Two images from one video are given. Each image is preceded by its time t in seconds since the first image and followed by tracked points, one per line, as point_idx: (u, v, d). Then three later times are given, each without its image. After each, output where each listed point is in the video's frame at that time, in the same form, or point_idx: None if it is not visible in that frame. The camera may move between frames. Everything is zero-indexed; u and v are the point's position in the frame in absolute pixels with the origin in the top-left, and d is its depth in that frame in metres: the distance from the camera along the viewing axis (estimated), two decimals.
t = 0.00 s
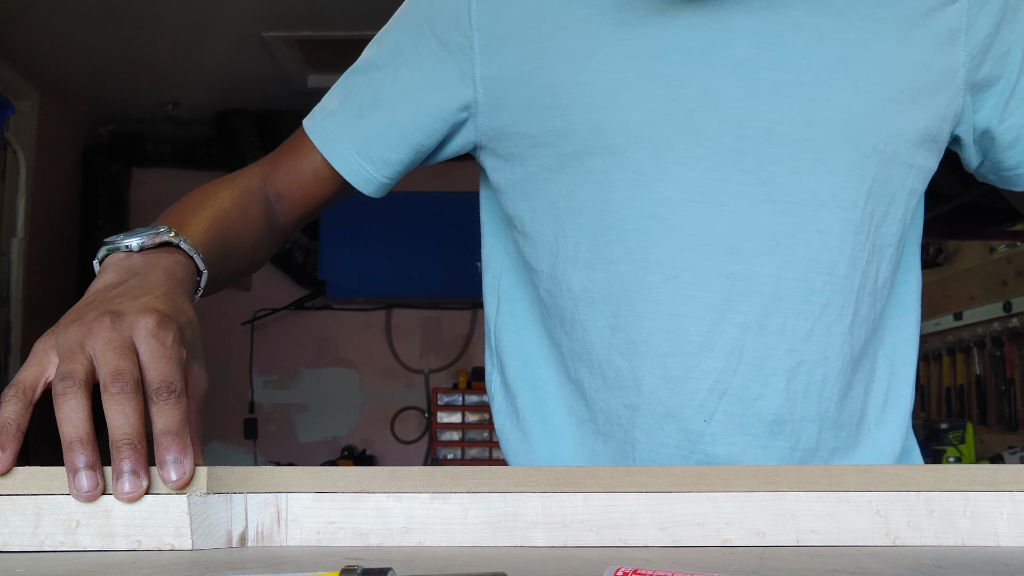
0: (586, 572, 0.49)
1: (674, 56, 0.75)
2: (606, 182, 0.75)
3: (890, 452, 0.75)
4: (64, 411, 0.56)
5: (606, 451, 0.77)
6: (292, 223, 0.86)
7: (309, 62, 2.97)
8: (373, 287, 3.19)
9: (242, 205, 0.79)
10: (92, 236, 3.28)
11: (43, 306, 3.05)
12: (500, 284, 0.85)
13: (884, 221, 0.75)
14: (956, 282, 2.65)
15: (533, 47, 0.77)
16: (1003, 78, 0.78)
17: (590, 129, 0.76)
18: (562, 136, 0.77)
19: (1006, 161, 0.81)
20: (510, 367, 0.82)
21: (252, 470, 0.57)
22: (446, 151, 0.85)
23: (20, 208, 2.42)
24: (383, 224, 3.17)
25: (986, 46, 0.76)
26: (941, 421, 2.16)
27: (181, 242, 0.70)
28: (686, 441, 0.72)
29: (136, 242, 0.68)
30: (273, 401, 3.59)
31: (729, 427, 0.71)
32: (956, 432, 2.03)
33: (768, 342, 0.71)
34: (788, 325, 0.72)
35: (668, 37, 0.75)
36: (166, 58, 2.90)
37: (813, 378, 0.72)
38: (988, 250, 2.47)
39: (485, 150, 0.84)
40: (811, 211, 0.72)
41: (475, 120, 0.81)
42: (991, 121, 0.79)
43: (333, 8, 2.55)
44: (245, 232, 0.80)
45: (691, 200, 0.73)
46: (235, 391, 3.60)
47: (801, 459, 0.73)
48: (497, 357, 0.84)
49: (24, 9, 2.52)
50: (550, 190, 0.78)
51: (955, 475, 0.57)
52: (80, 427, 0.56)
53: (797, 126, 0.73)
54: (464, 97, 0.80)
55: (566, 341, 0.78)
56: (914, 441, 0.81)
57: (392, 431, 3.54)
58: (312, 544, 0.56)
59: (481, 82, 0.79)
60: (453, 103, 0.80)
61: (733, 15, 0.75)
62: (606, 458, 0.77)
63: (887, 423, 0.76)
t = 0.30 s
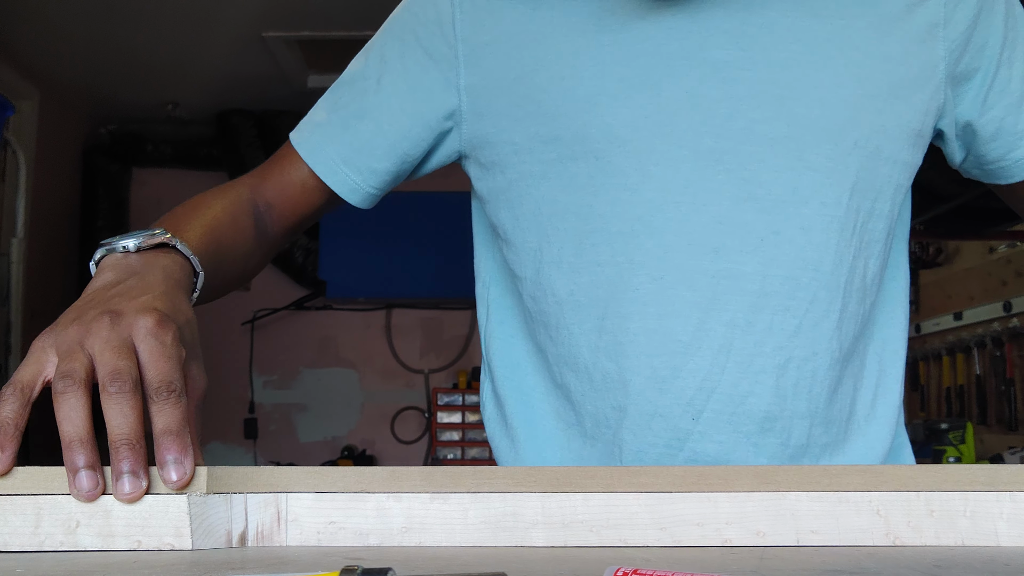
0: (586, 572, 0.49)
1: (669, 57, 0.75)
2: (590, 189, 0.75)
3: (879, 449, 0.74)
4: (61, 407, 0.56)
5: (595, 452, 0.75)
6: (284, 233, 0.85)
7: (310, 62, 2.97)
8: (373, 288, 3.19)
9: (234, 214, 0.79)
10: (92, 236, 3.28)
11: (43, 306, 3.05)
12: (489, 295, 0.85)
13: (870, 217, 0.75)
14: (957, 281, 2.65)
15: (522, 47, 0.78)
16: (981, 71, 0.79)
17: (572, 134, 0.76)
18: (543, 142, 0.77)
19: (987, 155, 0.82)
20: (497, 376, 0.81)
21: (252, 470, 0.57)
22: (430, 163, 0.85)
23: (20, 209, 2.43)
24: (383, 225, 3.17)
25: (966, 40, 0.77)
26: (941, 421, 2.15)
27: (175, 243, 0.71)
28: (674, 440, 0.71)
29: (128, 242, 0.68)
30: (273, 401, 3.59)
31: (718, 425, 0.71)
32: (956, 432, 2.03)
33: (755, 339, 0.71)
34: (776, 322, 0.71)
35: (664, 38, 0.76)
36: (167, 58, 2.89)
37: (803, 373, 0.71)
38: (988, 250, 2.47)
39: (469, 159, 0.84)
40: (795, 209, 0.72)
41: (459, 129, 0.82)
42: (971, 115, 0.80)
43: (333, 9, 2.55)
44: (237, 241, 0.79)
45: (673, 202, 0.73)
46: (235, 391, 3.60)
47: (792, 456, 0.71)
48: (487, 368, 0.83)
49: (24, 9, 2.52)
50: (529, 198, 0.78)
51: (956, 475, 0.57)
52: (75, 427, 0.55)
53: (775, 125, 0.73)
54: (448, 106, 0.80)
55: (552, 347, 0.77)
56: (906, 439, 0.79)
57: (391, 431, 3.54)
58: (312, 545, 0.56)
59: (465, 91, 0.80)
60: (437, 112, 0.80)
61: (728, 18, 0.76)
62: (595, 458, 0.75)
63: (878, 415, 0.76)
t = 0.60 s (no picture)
0: (585, 572, 0.48)
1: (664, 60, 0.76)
2: (579, 186, 0.75)
3: (871, 442, 0.73)
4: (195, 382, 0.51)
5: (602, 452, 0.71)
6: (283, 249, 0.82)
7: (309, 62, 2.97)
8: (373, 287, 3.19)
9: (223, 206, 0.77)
10: (92, 237, 3.27)
11: (44, 306, 3.05)
12: (483, 301, 0.83)
13: (861, 207, 0.74)
14: (957, 281, 2.65)
15: (515, 51, 0.79)
16: (959, 65, 0.78)
17: (561, 133, 0.76)
18: (530, 139, 0.77)
19: (970, 150, 0.80)
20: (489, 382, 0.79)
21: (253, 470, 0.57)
22: (423, 172, 0.84)
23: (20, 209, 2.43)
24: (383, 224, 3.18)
25: (944, 33, 0.77)
26: (941, 421, 2.15)
27: (239, 225, 0.69)
28: (664, 429, 0.70)
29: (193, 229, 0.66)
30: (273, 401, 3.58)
31: (710, 414, 0.70)
32: (957, 432, 2.03)
33: (745, 328, 0.70)
34: (765, 311, 0.71)
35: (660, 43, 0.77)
36: (166, 58, 2.89)
37: (797, 363, 0.70)
38: (988, 250, 2.47)
39: (459, 165, 0.83)
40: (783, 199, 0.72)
41: (451, 135, 0.81)
42: (952, 108, 0.79)
43: (334, 9, 2.56)
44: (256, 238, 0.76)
45: (660, 195, 0.73)
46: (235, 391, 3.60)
47: (790, 450, 0.70)
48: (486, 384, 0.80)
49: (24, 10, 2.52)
50: (519, 199, 0.77)
51: (956, 476, 0.57)
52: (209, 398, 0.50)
53: (760, 119, 0.74)
54: (439, 111, 0.80)
55: (542, 346, 0.75)
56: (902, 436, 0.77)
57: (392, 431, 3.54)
58: (312, 544, 0.56)
59: (455, 97, 0.80)
60: (428, 118, 0.80)
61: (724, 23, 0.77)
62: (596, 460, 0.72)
63: (873, 407, 0.75)
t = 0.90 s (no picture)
0: (585, 572, 0.48)
1: (662, 60, 0.76)
2: (574, 184, 0.75)
3: (864, 434, 0.73)
4: (285, 428, 0.56)
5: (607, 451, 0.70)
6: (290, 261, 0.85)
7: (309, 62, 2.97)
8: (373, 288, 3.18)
9: (225, 244, 0.78)
10: (92, 236, 3.27)
11: (44, 306, 3.04)
12: (487, 305, 0.83)
13: (852, 201, 0.74)
14: (957, 281, 2.65)
15: (511, 50, 0.79)
16: (943, 61, 0.79)
17: (554, 133, 0.76)
18: (522, 140, 0.77)
19: (956, 145, 0.81)
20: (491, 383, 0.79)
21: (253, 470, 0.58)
22: (422, 182, 0.85)
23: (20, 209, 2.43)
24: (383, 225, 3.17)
25: (928, 31, 0.78)
26: (941, 421, 2.15)
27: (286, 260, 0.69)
28: (658, 422, 0.70)
29: (242, 271, 0.66)
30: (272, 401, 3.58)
31: (704, 407, 0.70)
32: (957, 431, 2.02)
33: (737, 320, 0.70)
34: (759, 303, 0.71)
35: (659, 42, 0.76)
36: (166, 58, 2.89)
37: (791, 354, 0.70)
38: (989, 250, 2.47)
39: (458, 173, 0.83)
40: (778, 191, 0.72)
41: (448, 144, 0.82)
42: (937, 104, 0.80)
43: (334, 9, 2.56)
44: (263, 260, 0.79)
45: (654, 187, 0.72)
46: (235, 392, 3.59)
47: (782, 441, 0.70)
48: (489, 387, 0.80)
49: (22, 9, 2.52)
50: (519, 199, 0.77)
51: (956, 476, 0.57)
52: (301, 446, 0.55)
53: (750, 114, 0.74)
54: (436, 119, 0.80)
55: (547, 345, 0.75)
56: (895, 429, 0.78)
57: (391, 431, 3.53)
58: (312, 544, 0.57)
59: (452, 104, 0.80)
60: (427, 128, 0.80)
61: (724, 22, 0.76)
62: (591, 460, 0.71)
63: (867, 398, 0.75)
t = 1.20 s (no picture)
0: (586, 572, 0.48)
1: (660, 60, 0.75)
2: (568, 184, 0.75)
3: (858, 434, 0.73)
4: (292, 427, 0.55)
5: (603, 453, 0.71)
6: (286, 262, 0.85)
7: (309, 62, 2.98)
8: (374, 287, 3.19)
9: (226, 247, 0.77)
10: (92, 236, 3.27)
11: (44, 306, 3.05)
12: (482, 306, 0.83)
13: (847, 201, 0.74)
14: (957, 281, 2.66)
15: (506, 52, 0.79)
16: (936, 62, 0.79)
17: (551, 134, 0.76)
18: (518, 141, 0.77)
19: (949, 147, 0.82)
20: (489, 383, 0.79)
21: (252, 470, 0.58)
22: (418, 184, 0.85)
23: (20, 210, 2.43)
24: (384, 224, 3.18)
25: (921, 33, 0.78)
26: (941, 421, 2.15)
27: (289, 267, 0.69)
28: (653, 423, 0.70)
29: (246, 274, 0.66)
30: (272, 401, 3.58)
31: (700, 407, 0.70)
32: (956, 431, 2.03)
33: (733, 320, 0.71)
34: (753, 304, 0.71)
35: (657, 42, 0.76)
36: (166, 57, 2.89)
37: (786, 355, 0.70)
38: (988, 251, 2.46)
39: (453, 173, 0.83)
40: (774, 192, 0.72)
41: (445, 145, 0.82)
42: (931, 106, 0.80)
43: (334, 9, 2.56)
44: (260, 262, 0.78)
45: (650, 187, 0.72)
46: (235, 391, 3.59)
47: (779, 444, 0.70)
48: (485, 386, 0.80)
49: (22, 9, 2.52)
50: (516, 201, 0.77)
51: (955, 476, 0.57)
52: (308, 448, 0.55)
53: (744, 114, 0.74)
54: (432, 121, 0.80)
55: (543, 346, 0.75)
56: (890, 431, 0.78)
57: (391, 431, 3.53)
58: (312, 544, 0.57)
59: (448, 106, 0.80)
60: (423, 129, 0.80)
61: (723, 22, 0.76)
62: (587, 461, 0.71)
63: (862, 399, 0.75)
